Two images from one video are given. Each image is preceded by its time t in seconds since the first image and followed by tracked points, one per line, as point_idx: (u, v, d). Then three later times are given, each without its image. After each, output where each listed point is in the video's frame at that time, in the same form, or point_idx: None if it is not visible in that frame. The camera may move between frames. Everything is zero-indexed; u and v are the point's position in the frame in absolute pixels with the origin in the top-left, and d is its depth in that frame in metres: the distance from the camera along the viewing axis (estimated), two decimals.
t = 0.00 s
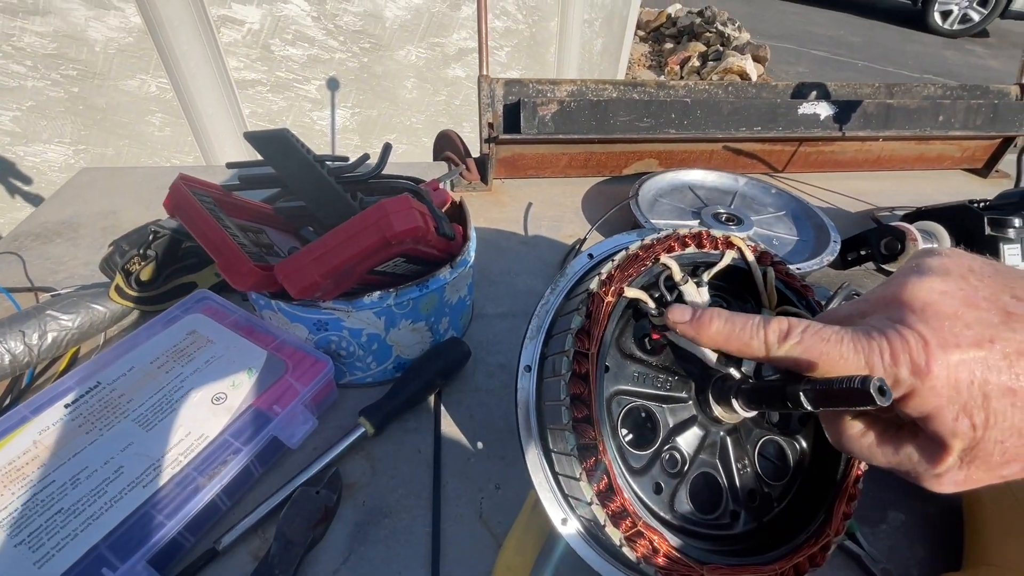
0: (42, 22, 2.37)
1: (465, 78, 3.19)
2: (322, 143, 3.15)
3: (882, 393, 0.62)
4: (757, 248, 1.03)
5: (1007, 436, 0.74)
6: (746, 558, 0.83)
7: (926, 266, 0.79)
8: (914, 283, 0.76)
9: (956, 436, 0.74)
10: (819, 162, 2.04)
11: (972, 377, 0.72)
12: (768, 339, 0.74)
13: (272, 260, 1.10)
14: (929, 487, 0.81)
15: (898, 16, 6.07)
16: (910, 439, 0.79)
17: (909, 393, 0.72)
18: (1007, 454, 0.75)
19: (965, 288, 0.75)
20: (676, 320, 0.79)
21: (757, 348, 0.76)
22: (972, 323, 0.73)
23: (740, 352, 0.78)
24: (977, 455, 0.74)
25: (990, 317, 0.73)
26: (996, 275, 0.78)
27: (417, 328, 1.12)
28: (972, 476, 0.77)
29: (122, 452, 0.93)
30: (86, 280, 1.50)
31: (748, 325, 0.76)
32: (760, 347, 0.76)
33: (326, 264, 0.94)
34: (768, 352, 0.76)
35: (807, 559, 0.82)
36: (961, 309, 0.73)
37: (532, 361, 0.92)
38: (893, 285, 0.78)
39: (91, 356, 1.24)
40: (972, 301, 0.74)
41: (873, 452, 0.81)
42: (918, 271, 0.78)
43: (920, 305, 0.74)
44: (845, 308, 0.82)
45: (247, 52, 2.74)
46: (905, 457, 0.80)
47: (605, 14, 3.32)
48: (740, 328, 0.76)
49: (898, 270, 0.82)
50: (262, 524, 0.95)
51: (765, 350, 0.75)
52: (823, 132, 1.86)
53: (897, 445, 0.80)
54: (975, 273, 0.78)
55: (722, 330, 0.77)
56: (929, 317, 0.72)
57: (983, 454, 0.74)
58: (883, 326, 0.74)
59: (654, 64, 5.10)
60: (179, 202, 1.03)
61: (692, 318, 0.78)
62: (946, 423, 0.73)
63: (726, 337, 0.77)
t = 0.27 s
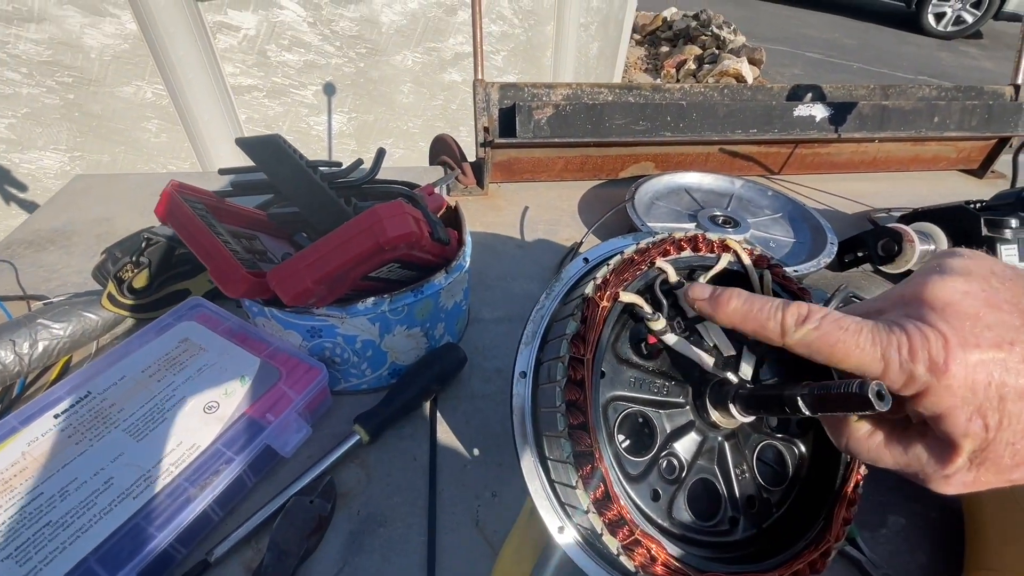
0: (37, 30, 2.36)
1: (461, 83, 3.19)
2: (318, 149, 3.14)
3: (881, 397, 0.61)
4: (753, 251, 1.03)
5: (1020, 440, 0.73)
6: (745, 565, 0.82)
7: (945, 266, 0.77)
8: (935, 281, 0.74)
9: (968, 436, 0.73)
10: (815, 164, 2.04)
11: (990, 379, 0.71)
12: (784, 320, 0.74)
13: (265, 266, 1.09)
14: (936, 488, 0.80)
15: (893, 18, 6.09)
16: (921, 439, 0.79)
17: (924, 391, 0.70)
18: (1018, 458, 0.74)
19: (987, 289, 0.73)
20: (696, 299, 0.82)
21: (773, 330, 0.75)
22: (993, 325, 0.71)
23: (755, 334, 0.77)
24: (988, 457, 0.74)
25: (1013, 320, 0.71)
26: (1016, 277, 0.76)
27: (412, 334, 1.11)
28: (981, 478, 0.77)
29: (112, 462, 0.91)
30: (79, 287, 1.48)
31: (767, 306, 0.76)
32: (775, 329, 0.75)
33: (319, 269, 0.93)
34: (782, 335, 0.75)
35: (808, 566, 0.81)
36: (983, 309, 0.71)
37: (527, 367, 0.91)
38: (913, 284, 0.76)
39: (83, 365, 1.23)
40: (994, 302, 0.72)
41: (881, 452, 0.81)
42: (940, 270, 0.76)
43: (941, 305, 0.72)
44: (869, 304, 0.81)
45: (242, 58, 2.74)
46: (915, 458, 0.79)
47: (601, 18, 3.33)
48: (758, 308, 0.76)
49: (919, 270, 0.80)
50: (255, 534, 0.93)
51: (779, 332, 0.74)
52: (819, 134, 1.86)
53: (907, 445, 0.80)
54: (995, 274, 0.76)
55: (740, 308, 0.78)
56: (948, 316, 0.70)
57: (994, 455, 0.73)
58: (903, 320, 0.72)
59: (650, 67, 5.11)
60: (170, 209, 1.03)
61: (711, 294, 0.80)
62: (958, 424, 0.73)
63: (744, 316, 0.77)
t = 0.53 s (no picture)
0: (32, 34, 2.35)
1: (458, 85, 3.19)
2: (315, 152, 3.14)
3: (876, 401, 0.61)
4: (748, 253, 1.02)
5: (1013, 446, 0.74)
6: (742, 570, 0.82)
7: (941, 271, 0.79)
8: (929, 286, 0.76)
9: (962, 442, 0.74)
10: (811, 164, 2.04)
11: (984, 384, 0.72)
12: (780, 324, 0.73)
13: (258, 271, 1.08)
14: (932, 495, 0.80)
15: (888, 19, 6.11)
16: (915, 445, 0.79)
17: (918, 396, 0.72)
18: (1012, 464, 0.75)
19: (981, 295, 0.75)
20: (692, 301, 0.80)
21: (768, 332, 0.75)
22: (987, 331, 0.72)
23: (749, 336, 0.77)
24: (982, 463, 0.75)
25: (1005, 326, 0.73)
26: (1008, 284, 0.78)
27: (407, 338, 1.10)
28: (976, 484, 0.77)
29: (103, 470, 0.91)
30: (72, 293, 1.48)
31: (762, 309, 0.75)
32: (770, 332, 0.75)
33: (312, 274, 0.92)
34: (778, 338, 0.74)
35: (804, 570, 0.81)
36: (977, 315, 0.72)
37: (521, 371, 0.90)
38: (908, 288, 0.77)
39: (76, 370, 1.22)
40: (988, 308, 0.74)
41: (878, 460, 0.80)
42: (935, 276, 0.78)
43: (935, 310, 0.73)
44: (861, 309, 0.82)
45: (239, 62, 2.73)
46: (910, 464, 0.80)
47: (597, 20, 3.33)
48: (753, 311, 0.76)
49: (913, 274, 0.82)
50: (248, 541, 0.93)
51: (775, 335, 0.74)
52: (815, 135, 1.86)
53: (902, 452, 0.80)
54: (991, 281, 0.78)
55: (735, 311, 0.77)
56: (943, 321, 0.72)
57: (988, 462, 0.75)
58: (897, 325, 0.73)
59: (647, 69, 5.12)
60: (162, 215, 1.02)
61: (707, 299, 0.79)
62: (953, 430, 0.73)
63: (739, 319, 0.76)
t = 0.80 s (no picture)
0: (30, 39, 2.36)
1: (456, 88, 3.20)
2: (314, 155, 3.15)
3: (867, 400, 0.62)
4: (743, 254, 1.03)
5: (996, 444, 0.75)
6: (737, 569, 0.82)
7: (925, 275, 0.82)
8: (910, 289, 0.78)
9: (946, 439, 0.75)
10: (807, 165, 2.05)
11: (964, 382, 0.73)
12: (766, 325, 0.75)
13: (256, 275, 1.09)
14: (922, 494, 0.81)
15: (885, 19, 6.13)
16: (903, 446, 0.80)
17: (899, 395, 0.73)
18: (997, 462, 0.76)
19: (961, 296, 0.77)
20: (682, 304, 0.82)
21: (755, 333, 0.77)
22: (966, 330, 0.74)
23: (737, 337, 0.79)
24: (967, 461, 0.75)
25: (984, 326, 0.75)
26: (991, 286, 0.80)
27: (405, 341, 1.11)
28: (964, 484, 0.77)
29: (103, 473, 0.91)
30: (72, 297, 1.48)
31: (750, 310, 0.77)
32: (757, 333, 0.77)
33: (310, 278, 0.93)
34: (764, 338, 0.76)
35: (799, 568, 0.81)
36: (956, 315, 0.74)
37: (518, 372, 0.91)
38: (892, 291, 0.80)
39: (76, 374, 1.23)
40: (967, 309, 0.76)
41: (867, 460, 0.81)
42: (917, 279, 0.80)
43: (916, 311, 0.75)
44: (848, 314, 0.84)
45: (237, 66, 2.74)
46: (899, 464, 0.80)
47: (594, 22, 3.35)
48: (741, 312, 0.78)
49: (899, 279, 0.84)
50: (248, 544, 0.93)
51: (762, 335, 0.76)
52: (810, 136, 1.87)
53: (891, 452, 0.81)
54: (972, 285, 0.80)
55: (724, 312, 0.79)
56: (922, 321, 0.74)
57: (973, 459, 0.75)
58: (879, 327, 0.76)
59: (645, 70, 5.13)
60: (161, 219, 1.02)
61: (698, 300, 0.81)
62: (936, 428, 0.74)
63: (728, 320, 0.78)
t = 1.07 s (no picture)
0: (28, 42, 2.36)
1: (454, 89, 3.20)
2: (312, 157, 3.15)
3: (862, 400, 0.62)
4: (739, 254, 1.03)
5: (1018, 449, 0.73)
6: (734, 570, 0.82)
7: (954, 275, 0.77)
8: (940, 289, 0.74)
9: (968, 443, 0.72)
10: (804, 166, 2.05)
11: (991, 386, 0.70)
12: (788, 319, 0.74)
13: (251, 277, 1.08)
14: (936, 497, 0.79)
15: (883, 20, 6.14)
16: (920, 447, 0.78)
17: (924, 397, 0.70)
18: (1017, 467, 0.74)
19: (992, 298, 0.73)
20: (706, 294, 0.83)
21: (776, 326, 0.75)
22: (997, 333, 0.70)
23: (758, 330, 0.77)
24: (988, 466, 0.73)
25: (1014, 329, 0.71)
26: (1023, 287, 0.76)
27: (401, 342, 1.11)
28: (980, 487, 0.76)
29: (96, 477, 0.91)
30: (68, 300, 1.48)
31: (772, 303, 0.76)
32: (779, 326, 0.75)
33: (306, 280, 0.93)
34: (786, 332, 0.75)
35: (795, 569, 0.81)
36: (988, 318, 0.70)
37: (513, 373, 0.91)
38: (920, 290, 0.76)
39: (71, 377, 1.22)
40: (1000, 311, 0.72)
41: (881, 459, 0.81)
42: (946, 279, 0.76)
43: (946, 311, 0.71)
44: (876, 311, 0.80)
45: (235, 68, 2.74)
46: (914, 466, 0.79)
47: (592, 23, 3.35)
48: (764, 304, 0.76)
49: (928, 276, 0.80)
50: (243, 547, 0.93)
51: (783, 329, 0.74)
52: (807, 136, 1.87)
53: (907, 453, 0.79)
54: (1003, 285, 0.75)
55: (746, 303, 0.78)
56: (953, 323, 0.70)
57: (994, 464, 0.73)
58: (907, 326, 0.72)
59: (643, 71, 5.14)
60: (156, 224, 1.02)
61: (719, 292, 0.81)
62: (960, 431, 0.71)
63: (749, 312, 0.77)
